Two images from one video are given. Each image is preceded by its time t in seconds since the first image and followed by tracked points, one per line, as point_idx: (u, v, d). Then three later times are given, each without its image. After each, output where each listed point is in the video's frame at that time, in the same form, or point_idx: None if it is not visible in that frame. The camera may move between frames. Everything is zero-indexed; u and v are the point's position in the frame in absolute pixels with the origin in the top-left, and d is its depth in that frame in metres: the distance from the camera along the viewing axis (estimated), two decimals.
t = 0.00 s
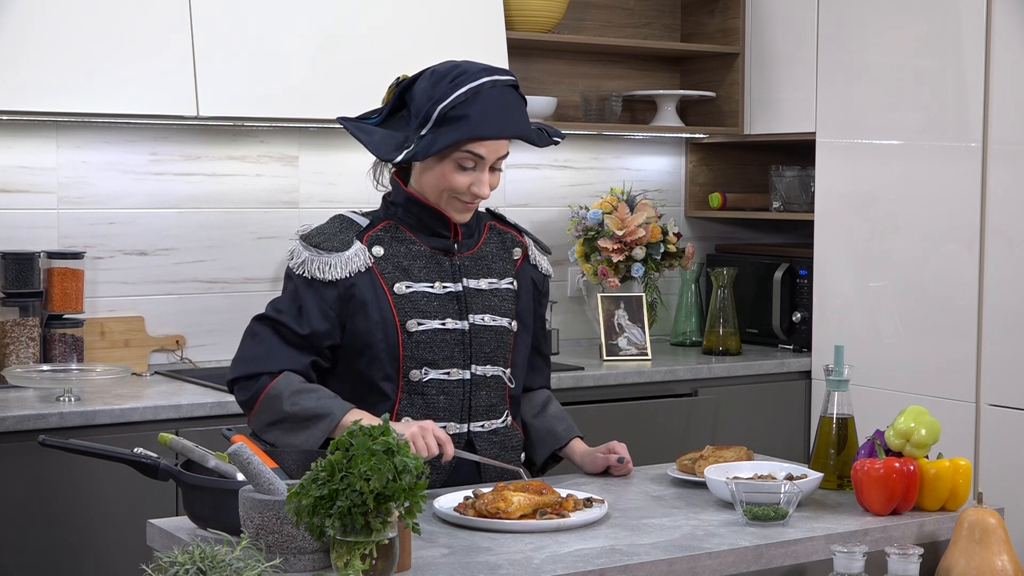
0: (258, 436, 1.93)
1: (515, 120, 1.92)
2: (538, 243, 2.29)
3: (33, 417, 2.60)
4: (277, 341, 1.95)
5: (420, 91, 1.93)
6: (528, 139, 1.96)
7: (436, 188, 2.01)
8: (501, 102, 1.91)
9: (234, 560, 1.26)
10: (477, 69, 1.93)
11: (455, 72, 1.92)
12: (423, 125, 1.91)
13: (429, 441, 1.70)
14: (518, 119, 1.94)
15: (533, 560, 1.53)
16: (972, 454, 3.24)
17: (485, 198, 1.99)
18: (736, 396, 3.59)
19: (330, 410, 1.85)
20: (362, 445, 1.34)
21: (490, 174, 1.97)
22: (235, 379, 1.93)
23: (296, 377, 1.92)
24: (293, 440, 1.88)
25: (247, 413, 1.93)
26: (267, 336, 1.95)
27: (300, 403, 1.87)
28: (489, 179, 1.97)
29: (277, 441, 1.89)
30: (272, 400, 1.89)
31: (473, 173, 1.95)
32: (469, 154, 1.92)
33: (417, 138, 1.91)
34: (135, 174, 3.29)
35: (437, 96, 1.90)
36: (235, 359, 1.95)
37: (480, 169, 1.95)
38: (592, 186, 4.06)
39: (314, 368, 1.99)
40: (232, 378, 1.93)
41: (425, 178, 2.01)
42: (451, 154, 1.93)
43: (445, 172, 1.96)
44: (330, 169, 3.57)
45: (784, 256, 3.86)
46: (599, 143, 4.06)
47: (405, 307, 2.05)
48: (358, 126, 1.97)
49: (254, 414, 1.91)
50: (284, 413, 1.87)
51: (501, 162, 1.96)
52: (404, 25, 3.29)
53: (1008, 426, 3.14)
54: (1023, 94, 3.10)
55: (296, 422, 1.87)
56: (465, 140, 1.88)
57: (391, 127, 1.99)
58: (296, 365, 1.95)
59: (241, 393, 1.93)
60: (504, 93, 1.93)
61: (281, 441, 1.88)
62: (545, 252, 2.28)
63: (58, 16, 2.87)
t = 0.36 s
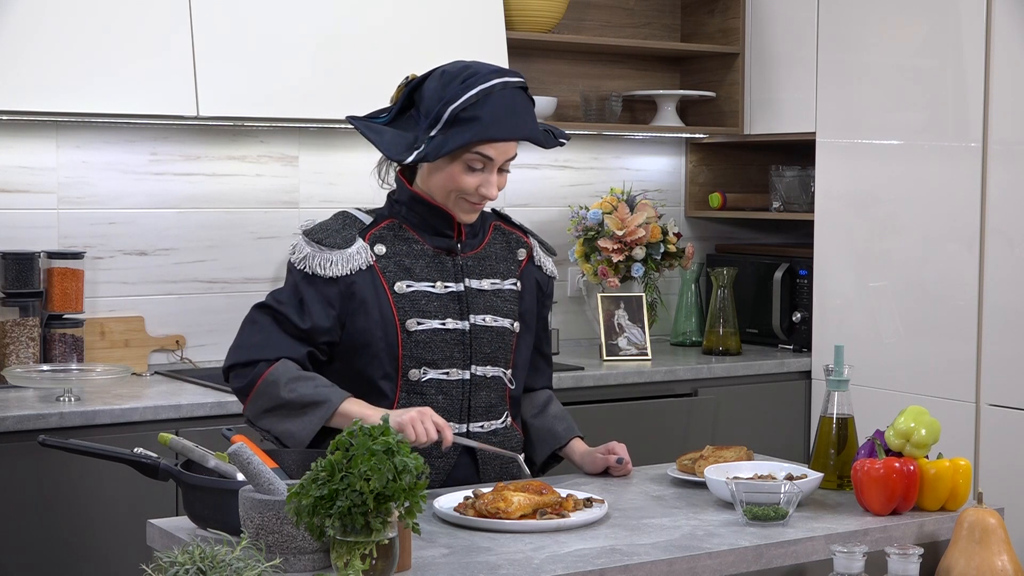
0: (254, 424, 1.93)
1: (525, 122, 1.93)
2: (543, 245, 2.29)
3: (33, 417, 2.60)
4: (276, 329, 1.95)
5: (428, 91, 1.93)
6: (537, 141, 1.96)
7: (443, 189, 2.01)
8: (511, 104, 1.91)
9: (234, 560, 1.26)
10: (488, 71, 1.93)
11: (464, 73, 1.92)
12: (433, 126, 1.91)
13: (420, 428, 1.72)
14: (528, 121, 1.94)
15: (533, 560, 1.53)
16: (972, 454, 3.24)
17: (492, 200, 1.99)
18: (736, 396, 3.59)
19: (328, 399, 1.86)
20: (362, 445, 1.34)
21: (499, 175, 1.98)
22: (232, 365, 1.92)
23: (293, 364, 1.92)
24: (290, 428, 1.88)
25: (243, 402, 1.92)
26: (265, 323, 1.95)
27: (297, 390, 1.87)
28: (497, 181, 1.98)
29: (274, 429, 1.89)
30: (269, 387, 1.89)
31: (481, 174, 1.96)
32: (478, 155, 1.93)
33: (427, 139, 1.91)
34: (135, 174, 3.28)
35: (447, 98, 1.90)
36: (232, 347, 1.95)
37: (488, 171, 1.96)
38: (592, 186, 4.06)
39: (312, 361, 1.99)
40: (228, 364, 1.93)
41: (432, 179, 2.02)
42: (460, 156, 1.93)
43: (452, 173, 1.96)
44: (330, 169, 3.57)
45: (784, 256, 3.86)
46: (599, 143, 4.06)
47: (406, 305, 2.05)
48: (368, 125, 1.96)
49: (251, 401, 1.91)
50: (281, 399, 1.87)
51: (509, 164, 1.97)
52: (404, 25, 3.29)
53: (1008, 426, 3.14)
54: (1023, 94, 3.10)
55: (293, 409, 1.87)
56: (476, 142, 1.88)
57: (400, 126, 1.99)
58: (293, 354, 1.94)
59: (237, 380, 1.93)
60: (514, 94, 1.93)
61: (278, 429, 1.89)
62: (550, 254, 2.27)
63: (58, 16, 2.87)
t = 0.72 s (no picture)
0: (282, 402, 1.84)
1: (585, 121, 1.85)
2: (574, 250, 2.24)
3: (33, 417, 2.60)
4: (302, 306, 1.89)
5: (491, 93, 1.81)
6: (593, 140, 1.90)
7: (502, 192, 1.90)
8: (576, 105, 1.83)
9: (234, 560, 1.26)
10: (547, 69, 1.84)
11: (526, 73, 1.81)
12: (503, 130, 1.80)
13: (439, 399, 1.68)
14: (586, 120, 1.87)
15: (533, 560, 1.53)
16: (972, 454, 3.24)
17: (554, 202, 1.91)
18: (736, 396, 3.59)
19: (355, 367, 1.78)
20: (362, 445, 1.33)
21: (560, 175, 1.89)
22: (258, 342, 1.85)
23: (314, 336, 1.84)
24: (319, 402, 1.79)
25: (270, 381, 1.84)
26: (292, 301, 1.89)
27: (324, 361, 1.79)
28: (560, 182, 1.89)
29: (304, 403, 1.80)
30: (294, 360, 1.81)
31: (544, 175, 1.87)
32: (545, 157, 1.83)
33: (496, 144, 1.80)
34: (135, 174, 3.29)
35: (514, 100, 1.79)
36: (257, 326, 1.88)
37: (552, 172, 1.87)
38: (592, 186, 4.06)
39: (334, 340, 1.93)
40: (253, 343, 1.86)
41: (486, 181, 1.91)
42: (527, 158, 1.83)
43: (517, 176, 1.86)
44: (330, 169, 3.57)
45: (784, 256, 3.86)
46: (599, 143, 4.06)
47: (433, 302, 2.02)
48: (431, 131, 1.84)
49: (278, 377, 1.83)
50: (307, 370, 1.79)
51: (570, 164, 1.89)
52: (403, 25, 3.29)
53: (1007, 426, 3.14)
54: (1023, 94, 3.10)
55: (321, 381, 1.79)
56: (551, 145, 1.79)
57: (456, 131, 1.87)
58: (316, 328, 1.87)
59: (261, 358, 1.85)
60: (576, 94, 1.85)
61: (306, 403, 1.80)
62: (580, 261, 2.23)
63: (58, 16, 2.87)
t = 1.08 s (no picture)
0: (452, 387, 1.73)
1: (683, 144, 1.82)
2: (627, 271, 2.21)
3: (33, 417, 2.60)
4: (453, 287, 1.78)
5: (604, 104, 1.75)
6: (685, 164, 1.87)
7: (600, 208, 1.85)
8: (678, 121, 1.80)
9: (234, 560, 1.26)
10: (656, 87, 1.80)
11: (636, 86, 1.76)
12: (616, 143, 1.75)
13: (622, 400, 1.72)
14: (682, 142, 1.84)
15: (533, 560, 1.53)
16: (972, 454, 3.24)
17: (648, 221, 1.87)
18: (736, 396, 3.59)
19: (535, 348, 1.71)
20: (362, 445, 1.34)
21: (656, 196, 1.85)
22: (423, 320, 1.74)
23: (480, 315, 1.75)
24: (499, 384, 1.69)
25: (438, 366, 1.72)
26: (448, 281, 1.79)
27: (506, 340, 1.70)
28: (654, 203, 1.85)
29: (484, 384, 1.70)
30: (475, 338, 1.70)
31: (644, 195, 1.82)
32: (649, 178, 1.79)
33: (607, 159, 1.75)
34: (135, 174, 3.29)
35: (628, 114, 1.74)
36: (410, 309, 1.77)
37: (654, 192, 1.83)
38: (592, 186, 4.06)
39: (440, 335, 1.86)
40: (412, 324, 1.75)
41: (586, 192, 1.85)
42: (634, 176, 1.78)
43: (620, 194, 1.81)
44: (330, 168, 3.57)
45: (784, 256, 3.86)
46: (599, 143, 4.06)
47: (508, 303, 1.95)
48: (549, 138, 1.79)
49: (453, 359, 1.71)
50: (490, 350, 1.70)
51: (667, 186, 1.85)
52: (403, 26, 3.29)
53: (1008, 426, 3.14)
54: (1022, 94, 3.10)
55: (499, 361, 1.70)
56: (662, 163, 1.75)
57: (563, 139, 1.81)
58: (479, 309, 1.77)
59: (421, 342, 1.74)
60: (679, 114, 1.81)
61: (486, 385, 1.70)
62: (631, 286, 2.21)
63: (58, 16, 2.87)
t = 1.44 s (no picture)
0: (545, 410, 1.76)
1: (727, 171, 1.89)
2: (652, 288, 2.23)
3: (33, 417, 2.60)
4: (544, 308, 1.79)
5: (659, 128, 1.81)
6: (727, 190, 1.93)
7: (649, 229, 1.91)
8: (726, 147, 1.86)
9: (234, 560, 1.26)
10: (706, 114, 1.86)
11: (691, 112, 1.82)
12: (669, 166, 1.81)
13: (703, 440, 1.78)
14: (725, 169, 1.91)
15: (533, 561, 1.53)
16: (972, 454, 3.24)
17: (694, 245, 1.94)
18: (736, 396, 3.59)
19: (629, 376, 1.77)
20: (362, 445, 1.34)
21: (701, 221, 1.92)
22: (521, 337, 1.74)
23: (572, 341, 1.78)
24: (594, 409, 1.74)
25: (537, 388, 1.73)
26: (537, 300, 1.80)
27: (601, 369, 1.76)
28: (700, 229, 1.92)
29: (580, 411, 1.74)
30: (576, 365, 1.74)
31: (692, 219, 1.89)
32: (698, 203, 1.86)
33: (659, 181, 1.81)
34: (135, 174, 3.29)
35: (683, 138, 1.80)
36: (502, 325, 1.76)
37: (701, 217, 1.89)
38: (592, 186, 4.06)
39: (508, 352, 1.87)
40: (508, 341, 1.74)
41: (636, 214, 1.91)
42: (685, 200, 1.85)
43: (671, 217, 1.88)
44: (330, 168, 3.57)
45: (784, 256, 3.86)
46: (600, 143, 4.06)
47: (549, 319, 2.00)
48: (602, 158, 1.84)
49: (550, 383, 1.73)
50: (587, 377, 1.74)
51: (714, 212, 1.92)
52: (403, 26, 3.29)
53: (1007, 426, 3.14)
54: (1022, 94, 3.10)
55: (594, 389, 1.75)
56: (712, 188, 1.82)
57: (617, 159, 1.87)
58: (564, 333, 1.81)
59: (514, 359, 1.74)
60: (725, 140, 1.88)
61: (582, 412, 1.75)
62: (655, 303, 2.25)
63: (58, 16, 2.87)
